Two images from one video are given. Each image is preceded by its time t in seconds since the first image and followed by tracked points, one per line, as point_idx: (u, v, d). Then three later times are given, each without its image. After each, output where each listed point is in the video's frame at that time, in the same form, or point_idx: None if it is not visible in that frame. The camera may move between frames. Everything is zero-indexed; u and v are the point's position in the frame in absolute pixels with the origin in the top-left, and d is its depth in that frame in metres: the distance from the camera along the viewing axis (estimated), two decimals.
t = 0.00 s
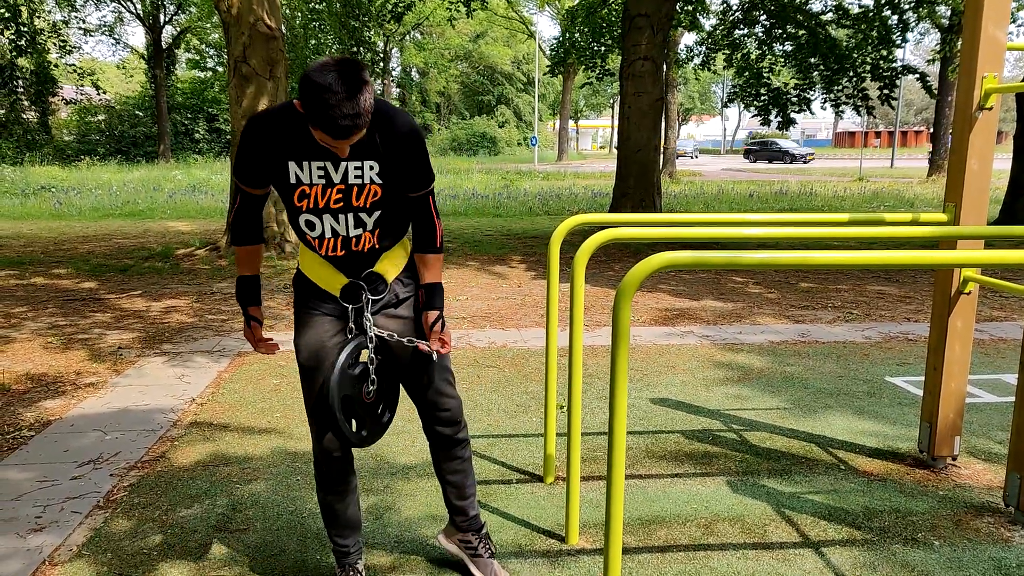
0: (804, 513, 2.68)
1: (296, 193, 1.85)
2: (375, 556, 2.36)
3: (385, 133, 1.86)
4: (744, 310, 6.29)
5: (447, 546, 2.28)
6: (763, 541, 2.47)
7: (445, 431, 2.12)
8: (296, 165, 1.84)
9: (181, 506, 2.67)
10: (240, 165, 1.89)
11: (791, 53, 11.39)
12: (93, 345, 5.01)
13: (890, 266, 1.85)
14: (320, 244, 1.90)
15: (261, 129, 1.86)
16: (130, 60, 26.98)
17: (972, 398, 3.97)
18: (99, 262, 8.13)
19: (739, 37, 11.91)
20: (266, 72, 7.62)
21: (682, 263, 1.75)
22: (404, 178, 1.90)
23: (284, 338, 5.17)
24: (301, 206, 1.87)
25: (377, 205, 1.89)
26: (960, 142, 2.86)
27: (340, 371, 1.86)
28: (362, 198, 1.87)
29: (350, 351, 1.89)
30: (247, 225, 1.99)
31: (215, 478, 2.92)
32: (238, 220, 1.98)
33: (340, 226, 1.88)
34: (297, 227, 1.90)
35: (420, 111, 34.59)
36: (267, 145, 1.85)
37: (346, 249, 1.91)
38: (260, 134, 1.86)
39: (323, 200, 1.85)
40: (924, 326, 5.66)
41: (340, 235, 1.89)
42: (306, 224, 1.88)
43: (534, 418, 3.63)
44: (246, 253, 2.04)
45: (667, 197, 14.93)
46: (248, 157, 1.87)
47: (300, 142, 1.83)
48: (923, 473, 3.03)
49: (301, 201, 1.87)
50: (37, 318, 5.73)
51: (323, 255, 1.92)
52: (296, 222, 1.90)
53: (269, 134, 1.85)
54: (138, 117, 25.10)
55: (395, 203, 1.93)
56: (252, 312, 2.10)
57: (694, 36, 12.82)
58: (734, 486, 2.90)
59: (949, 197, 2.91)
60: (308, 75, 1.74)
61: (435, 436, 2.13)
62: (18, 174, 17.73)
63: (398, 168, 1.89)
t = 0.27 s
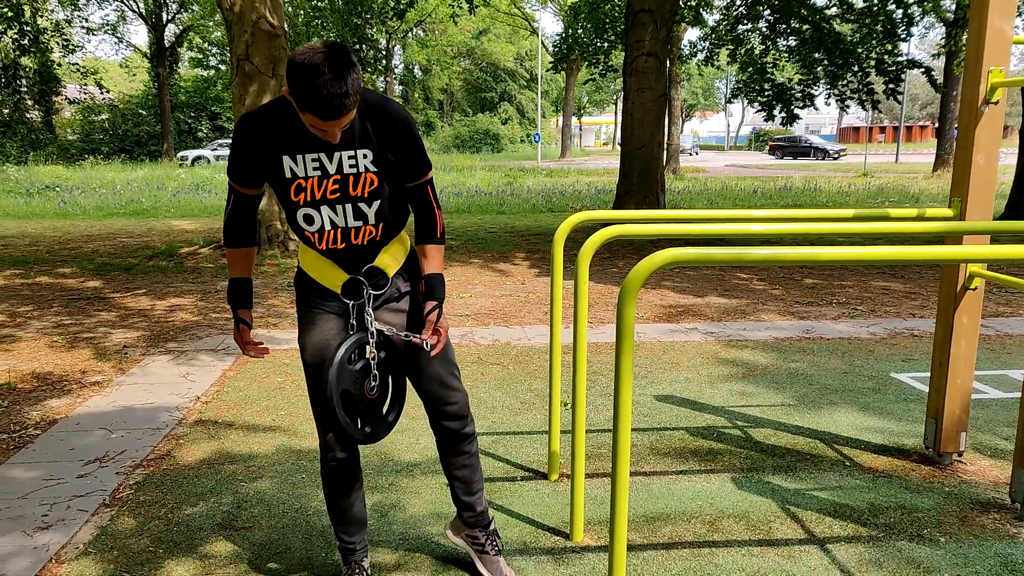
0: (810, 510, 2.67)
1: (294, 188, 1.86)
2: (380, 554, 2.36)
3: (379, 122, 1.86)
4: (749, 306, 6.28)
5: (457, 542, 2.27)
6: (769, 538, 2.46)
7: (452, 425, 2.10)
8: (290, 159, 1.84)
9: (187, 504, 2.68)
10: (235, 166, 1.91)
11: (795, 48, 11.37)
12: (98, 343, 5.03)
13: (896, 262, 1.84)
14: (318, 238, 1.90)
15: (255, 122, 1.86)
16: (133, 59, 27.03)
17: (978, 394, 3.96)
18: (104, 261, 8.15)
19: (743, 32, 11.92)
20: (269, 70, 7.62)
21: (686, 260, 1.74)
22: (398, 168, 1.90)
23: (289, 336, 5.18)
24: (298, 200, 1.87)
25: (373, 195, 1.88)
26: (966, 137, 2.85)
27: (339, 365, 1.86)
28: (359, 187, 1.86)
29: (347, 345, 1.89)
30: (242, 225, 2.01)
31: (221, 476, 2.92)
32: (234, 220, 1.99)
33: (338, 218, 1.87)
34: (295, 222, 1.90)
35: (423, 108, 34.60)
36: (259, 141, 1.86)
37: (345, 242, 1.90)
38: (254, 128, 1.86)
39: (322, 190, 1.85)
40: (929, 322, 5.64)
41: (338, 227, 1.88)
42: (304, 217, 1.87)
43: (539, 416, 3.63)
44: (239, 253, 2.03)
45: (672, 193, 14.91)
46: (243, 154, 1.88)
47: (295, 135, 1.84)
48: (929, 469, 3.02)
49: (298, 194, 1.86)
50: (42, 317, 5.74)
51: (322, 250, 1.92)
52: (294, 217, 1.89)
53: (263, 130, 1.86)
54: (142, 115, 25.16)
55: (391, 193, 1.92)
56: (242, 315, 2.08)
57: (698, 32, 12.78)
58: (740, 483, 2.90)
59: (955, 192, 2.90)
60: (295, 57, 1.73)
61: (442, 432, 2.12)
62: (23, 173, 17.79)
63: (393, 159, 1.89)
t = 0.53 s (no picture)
0: (815, 505, 2.67)
1: (297, 184, 1.86)
2: (385, 552, 2.36)
3: (375, 116, 1.86)
4: (752, 302, 6.27)
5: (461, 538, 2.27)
6: (774, 533, 2.46)
7: (455, 422, 2.10)
8: (288, 155, 1.85)
9: (191, 504, 2.68)
10: (235, 165, 1.91)
11: (797, 44, 11.33)
12: (102, 344, 5.04)
13: (899, 256, 1.83)
14: (320, 235, 1.89)
15: (252, 117, 1.87)
16: (134, 59, 27.05)
17: (982, 388, 3.95)
18: (107, 261, 8.16)
19: (744, 28, 11.88)
20: (270, 70, 7.62)
21: (689, 256, 1.74)
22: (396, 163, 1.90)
23: (292, 336, 5.18)
24: (299, 196, 1.87)
25: (372, 188, 1.88)
26: (968, 130, 2.83)
27: (343, 365, 1.86)
28: (357, 180, 1.87)
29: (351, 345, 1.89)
30: (242, 226, 2.01)
31: (225, 476, 2.93)
32: (236, 220, 1.99)
33: (339, 212, 1.88)
34: (296, 220, 1.90)
35: (425, 106, 34.57)
36: (258, 138, 1.87)
37: (346, 237, 1.90)
38: (251, 121, 1.86)
39: (323, 185, 1.86)
40: (933, 316, 5.62)
41: (338, 222, 1.88)
42: (306, 212, 1.87)
43: (542, 413, 3.63)
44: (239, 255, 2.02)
45: (674, 190, 14.88)
46: (242, 154, 1.89)
47: (295, 130, 1.84)
48: (934, 464, 3.01)
49: (299, 189, 1.87)
50: (46, 318, 5.76)
51: (324, 246, 1.91)
52: (295, 214, 1.89)
53: (261, 128, 1.86)
54: (144, 116, 25.19)
55: (390, 188, 1.93)
56: (243, 314, 2.06)
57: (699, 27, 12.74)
58: (744, 479, 2.89)
59: (958, 186, 2.88)
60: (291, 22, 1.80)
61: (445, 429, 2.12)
62: (25, 175, 17.82)
63: (391, 153, 1.89)
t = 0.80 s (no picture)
0: (814, 503, 2.67)
1: (301, 180, 1.86)
2: (386, 550, 2.36)
3: (376, 107, 1.95)
4: (751, 300, 6.28)
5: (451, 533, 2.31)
6: (773, 531, 2.46)
7: (449, 415, 2.15)
8: (296, 151, 1.86)
9: (191, 502, 2.69)
10: (236, 166, 1.89)
11: (796, 42, 11.32)
12: (102, 342, 5.04)
13: (898, 254, 1.84)
14: (323, 232, 1.89)
15: (253, 113, 1.87)
16: (134, 58, 27.02)
17: (982, 386, 3.95)
18: (106, 259, 8.16)
19: (744, 26, 11.88)
20: (270, 68, 7.61)
21: (691, 253, 1.74)
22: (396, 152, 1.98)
23: (292, 334, 5.18)
24: (307, 190, 1.87)
25: (377, 179, 1.93)
26: (968, 129, 2.84)
27: (359, 363, 1.90)
28: (363, 172, 1.90)
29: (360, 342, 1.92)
30: (240, 230, 1.98)
31: (225, 474, 2.93)
32: (233, 224, 1.97)
33: (345, 205, 1.89)
34: (299, 217, 1.89)
35: (425, 104, 34.56)
36: (261, 137, 1.86)
37: (352, 231, 1.92)
38: (253, 117, 1.87)
39: (330, 178, 1.87)
40: (932, 314, 5.63)
41: (346, 216, 1.90)
42: (313, 207, 1.87)
43: (542, 411, 3.64)
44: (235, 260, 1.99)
45: (674, 188, 14.88)
46: (243, 154, 1.88)
47: (299, 126, 1.86)
48: (933, 461, 3.01)
49: (305, 184, 1.86)
50: (45, 317, 5.76)
51: (325, 243, 1.91)
52: (302, 210, 1.88)
53: (264, 126, 1.86)
54: (143, 114, 25.17)
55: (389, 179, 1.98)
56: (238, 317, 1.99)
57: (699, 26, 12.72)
58: (744, 477, 2.90)
59: (957, 184, 2.89)
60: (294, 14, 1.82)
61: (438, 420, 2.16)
62: (24, 173, 17.80)
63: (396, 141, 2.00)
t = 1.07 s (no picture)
0: (812, 504, 2.67)
1: (323, 177, 1.88)
2: (384, 550, 2.37)
3: (388, 107, 2.04)
4: (750, 301, 6.28)
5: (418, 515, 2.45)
6: (771, 532, 2.47)
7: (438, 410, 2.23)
8: (320, 146, 1.87)
9: (189, 502, 2.69)
10: (255, 164, 1.86)
11: (795, 43, 11.33)
12: (100, 341, 5.04)
13: (896, 255, 1.84)
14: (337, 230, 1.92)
15: (278, 110, 1.87)
16: (133, 56, 26.99)
17: (979, 387, 3.96)
18: (105, 258, 8.16)
19: (743, 27, 11.90)
20: (270, 67, 7.61)
21: (691, 254, 1.74)
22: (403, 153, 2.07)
23: (291, 333, 5.18)
24: (330, 186, 1.89)
25: (389, 176, 2.00)
26: (966, 130, 2.84)
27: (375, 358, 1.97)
28: (379, 168, 1.97)
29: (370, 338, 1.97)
30: (252, 228, 1.93)
31: (223, 473, 2.93)
32: (249, 224, 1.92)
33: (361, 201, 1.95)
34: (317, 213, 1.90)
35: (425, 104, 34.57)
36: (283, 133, 1.86)
37: (366, 227, 1.97)
38: (279, 116, 1.86)
39: (350, 174, 1.91)
40: (930, 315, 5.64)
41: (363, 212, 1.95)
42: (335, 203, 1.89)
43: (541, 411, 3.64)
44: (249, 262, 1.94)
45: (673, 189, 14.88)
46: (263, 152, 1.85)
47: (321, 123, 1.89)
48: (931, 462, 3.02)
49: (328, 179, 1.89)
50: (43, 316, 5.75)
51: (340, 239, 1.93)
52: (323, 205, 1.90)
53: (286, 122, 1.86)
54: (142, 113, 25.14)
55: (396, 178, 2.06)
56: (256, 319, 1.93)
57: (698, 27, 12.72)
58: (742, 477, 2.90)
59: (955, 186, 2.89)
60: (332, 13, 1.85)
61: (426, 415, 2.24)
62: (23, 171, 17.78)
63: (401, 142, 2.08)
